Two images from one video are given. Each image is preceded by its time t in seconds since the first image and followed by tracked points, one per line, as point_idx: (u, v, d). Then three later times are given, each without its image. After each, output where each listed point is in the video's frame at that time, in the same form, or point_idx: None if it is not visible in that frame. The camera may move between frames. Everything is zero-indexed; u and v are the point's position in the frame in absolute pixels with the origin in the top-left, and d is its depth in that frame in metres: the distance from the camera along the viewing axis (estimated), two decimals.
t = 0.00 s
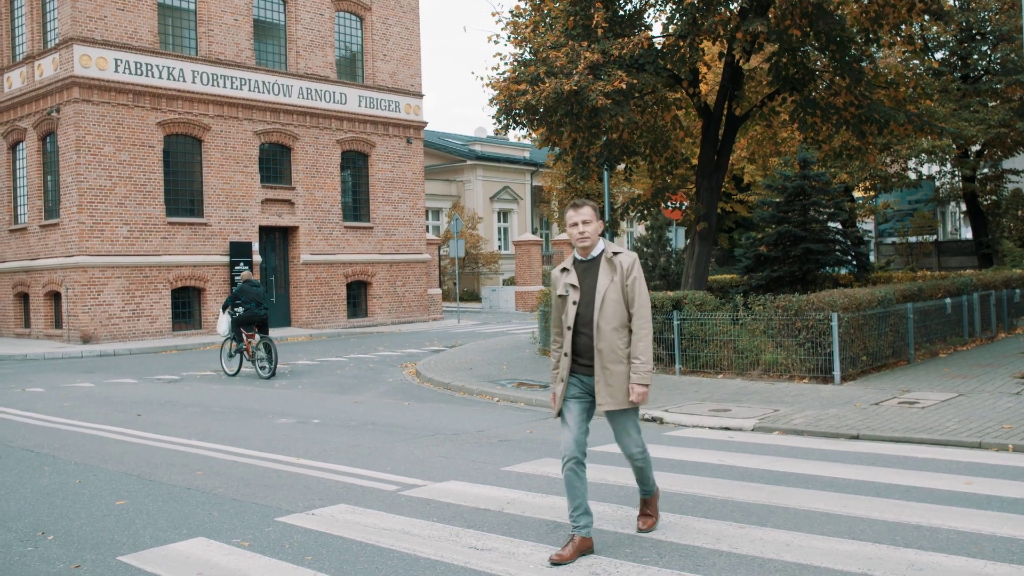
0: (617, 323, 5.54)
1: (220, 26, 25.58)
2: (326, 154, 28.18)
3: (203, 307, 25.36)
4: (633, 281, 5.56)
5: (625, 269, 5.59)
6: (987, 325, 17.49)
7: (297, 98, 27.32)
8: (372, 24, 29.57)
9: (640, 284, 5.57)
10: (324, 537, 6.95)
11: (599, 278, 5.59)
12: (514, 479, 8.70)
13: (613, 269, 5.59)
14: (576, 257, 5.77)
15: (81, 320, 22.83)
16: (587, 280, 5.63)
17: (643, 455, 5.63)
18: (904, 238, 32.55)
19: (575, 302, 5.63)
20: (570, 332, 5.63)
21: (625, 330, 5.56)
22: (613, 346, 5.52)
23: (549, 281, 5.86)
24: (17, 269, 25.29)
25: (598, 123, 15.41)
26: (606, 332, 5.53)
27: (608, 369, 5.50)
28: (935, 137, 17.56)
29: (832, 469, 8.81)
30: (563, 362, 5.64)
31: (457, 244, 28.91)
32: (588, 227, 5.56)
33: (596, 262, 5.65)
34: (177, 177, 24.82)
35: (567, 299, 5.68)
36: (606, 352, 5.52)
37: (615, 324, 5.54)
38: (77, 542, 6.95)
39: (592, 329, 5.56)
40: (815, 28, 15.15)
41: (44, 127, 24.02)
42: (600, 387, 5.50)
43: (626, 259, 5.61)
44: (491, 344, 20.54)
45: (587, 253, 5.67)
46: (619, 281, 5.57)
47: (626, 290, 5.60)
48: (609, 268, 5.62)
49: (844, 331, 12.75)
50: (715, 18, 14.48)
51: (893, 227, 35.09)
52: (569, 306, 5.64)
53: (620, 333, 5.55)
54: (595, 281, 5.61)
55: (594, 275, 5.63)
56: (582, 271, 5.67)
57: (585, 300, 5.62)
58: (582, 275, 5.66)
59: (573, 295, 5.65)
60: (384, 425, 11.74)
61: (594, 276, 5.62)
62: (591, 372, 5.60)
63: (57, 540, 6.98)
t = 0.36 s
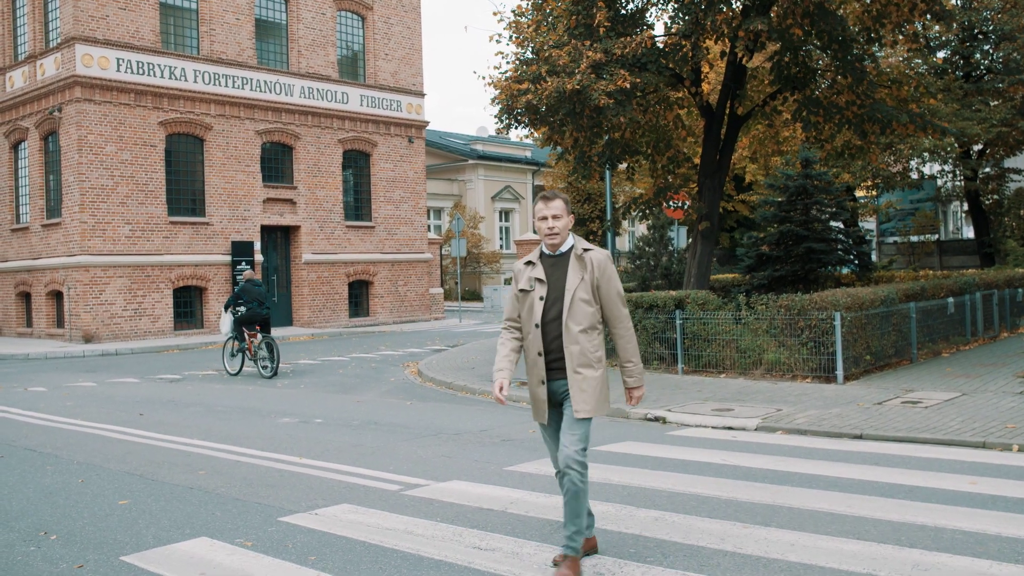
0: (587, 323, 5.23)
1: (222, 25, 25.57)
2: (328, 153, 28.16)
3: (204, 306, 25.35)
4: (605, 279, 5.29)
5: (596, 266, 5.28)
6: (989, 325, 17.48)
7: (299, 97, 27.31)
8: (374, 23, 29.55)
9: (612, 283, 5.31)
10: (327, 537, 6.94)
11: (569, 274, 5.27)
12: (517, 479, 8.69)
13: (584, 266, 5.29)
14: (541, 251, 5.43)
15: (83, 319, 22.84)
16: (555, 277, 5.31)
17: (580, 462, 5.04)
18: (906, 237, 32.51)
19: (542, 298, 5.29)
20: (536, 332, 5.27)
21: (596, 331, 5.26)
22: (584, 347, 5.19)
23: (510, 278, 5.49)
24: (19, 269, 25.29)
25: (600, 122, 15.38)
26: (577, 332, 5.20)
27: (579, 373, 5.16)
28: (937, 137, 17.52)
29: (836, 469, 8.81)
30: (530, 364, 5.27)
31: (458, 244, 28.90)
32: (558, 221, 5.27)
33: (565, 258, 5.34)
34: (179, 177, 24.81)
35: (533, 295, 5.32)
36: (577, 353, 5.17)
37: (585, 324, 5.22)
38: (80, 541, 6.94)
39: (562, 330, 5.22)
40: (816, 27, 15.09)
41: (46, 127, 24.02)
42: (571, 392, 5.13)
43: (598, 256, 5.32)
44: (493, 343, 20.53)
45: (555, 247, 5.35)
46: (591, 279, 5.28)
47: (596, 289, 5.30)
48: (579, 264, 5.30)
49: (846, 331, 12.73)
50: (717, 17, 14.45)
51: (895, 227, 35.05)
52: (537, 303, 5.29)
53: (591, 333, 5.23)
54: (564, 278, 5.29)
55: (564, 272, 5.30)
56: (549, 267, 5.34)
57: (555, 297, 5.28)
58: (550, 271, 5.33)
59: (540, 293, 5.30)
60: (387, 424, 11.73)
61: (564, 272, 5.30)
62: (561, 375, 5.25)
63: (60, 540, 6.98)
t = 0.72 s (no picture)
0: (565, 338, 4.67)
1: (237, 25, 25.66)
2: (342, 153, 28.21)
3: (219, 306, 25.44)
4: (588, 290, 4.70)
5: (580, 275, 4.71)
6: (1007, 325, 17.39)
7: (313, 97, 27.37)
8: (388, 23, 29.59)
9: (596, 295, 4.71)
10: (344, 537, 6.95)
11: (548, 282, 4.71)
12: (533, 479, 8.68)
13: (565, 273, 4.72)
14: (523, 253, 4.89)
15: (100, 319, 22.97)
16: (534, 284, 4.76)
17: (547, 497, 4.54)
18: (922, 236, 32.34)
19: (517, 306, 4.75)
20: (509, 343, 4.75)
21: (575, 347, 4.70)
22: (560, 364, 4.64)
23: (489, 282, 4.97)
24: (35, 269, 25.45)
25: (614, 122, 15.37)
26: (552, 347, 4.64)
27: (552, 393, 4.62)
28: (954, 136, 17.41)
29: (854, 469, 8.76)
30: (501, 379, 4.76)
31: (472, 243, 28.91)
32: (545, 221, 4.75)
33: (546, 263, 4.78)
34: (194, 177, 24.90)
35: (508, 302, 4.78)
36: (551, 370, 4.64)
37: (563, 339, 4.66)
38: (98, 540, 6.97)
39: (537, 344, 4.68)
40: (831, 26, 15.00)
41: (62, 127, 24.15)
42: (541, 414, 4.60)
43: (582, 263, 4.74)
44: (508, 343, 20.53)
45: (536, 251, 4.80)
46: (572, 288, 4.70)
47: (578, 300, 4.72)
48: (560, 270, 4.74)
49: (863, 331, 12.68)
50: (733, 15, 14.41)
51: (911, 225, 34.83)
52: (511, 312, 4.75)
53: (569, 349, 4.67)
54: (544, 286, 4.74)
55: (544, 278, 4.75)
56: (529, 272, 4.79)
57: (531, 307, 4.74)
58: (529, 276, 4.79)
59: (516, 300, 4.76)
60: (403, 424, 11.74)
61: (545, 279, 4.75)
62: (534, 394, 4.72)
63: (78, 539, 7.01)
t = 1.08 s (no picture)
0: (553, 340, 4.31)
1: (257, 27, 25.78)
2: (362, 154, 28.28)
3: (239, 306, 25.54)
4: (578, 288, 4.34)
5: (568, 273, 4.37)
6: None
7: (333, 99, 27.46)
8: (407, 24, 29.65)
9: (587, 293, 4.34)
10: (365, 537, 6.95)
11: (534, 281, 4.37)
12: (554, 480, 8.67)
13: (552, 272, 4.38)
14: (507, 252, 4.55)
15: (121, 319, 23.13)
16: (519, 284, 4.42)
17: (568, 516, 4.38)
18: (944, 237, 32.09)
19: (501, 309, 4.41)
20: (491, 348, 4.41)
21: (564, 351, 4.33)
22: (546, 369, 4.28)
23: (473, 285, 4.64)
24: (58, 270, 25.65)
25: (634, 122, 15.33)
26: (538, 350, 4.29)
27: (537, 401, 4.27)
28: (977, 136, 17.22)
29: (877, 471, 8.70)
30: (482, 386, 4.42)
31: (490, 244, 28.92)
32: (525, 216, 4.40)
33: (533, 261, 4.45)
34: (214, 178, 25.03)
35: (490, 306, 4.45)
36: (536, 375, 4.28)
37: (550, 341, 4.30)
38: (120, 540, 7.00)
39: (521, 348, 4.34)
40: (853, 25, 14.86)
41: (84, 129, 24.34)
42: (525, 424, 4.27)
43: (572, 259, 4.38)
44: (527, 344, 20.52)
45: (521, 249, 4.47)
46: (560, 286, 4.35)
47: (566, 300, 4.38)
48: (547, 269, 4.40)
49: (886, 332, 12.58)
50: (753, 15, 14.34)
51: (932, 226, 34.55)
52: (494, 315, 4.42)
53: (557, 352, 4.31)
54: (529, 285, 4.40)
55: (530, 277, 4.42)
56: (513, 271, 4.47)
57: (515, 308, 4.40)
58: (513, 276, 4.45)
59: (499, 302, 4.42)
60: (423, 425, 11.75)
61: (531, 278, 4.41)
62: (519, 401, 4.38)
63: (101, 538, 7.05)
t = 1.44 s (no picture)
0: (531, 356, 3.89)
1: (280, 29, 25.93)
2: (384, 155, 28.35)
3: (263, 308, 25.66)
4: (556, 297, 3.95)
5: (545, 280, 3.96)
6: None
7: (355, 100, 27.55)
8: (429, 26, 29.73)
9: (565, 302, 3.97)
10: (390, 539, 6.96)
11: (506, 291, 3.94)
12: (578, 482, 8.64)
13: (527, 280, 3.96)
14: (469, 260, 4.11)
15: (145, 320, 23.32)
16: (488, 295, 3.99)
17: (562, 542, 3.97)
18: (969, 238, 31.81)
19: (467, 324, 3.96)
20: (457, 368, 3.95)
21: (542, 366, 3.93)
22: (524, 388, 3.86)
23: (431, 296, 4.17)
24: (83, 271, 25.88)
25: (657, 123, 15.32)
26: (514, 368, 3.86)
27: (515, 424, 3.86)
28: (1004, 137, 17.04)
29: (906, 475, 8.62)
30: (449, 410, 3.97)
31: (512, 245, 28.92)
32: (491, 218, 4.02)
33: (502, 267, 4.02)
34: (238, 180, 25.17)
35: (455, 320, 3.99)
36: (514, 396, 3.86)
37: (528, 357, 3.88)
38: (146, 541, 7.04)
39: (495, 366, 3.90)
40: (878, 25, 14.74)
41: (109, 132, 24.55)
42: (502, 450, 3.84)
43: (546, 265, 3.99)
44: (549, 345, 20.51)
45: (487, 255, 4.04)
46: (536, 296, 3.94)
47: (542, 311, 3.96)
48: (520, 276, 3.98)
49: (912, 334, 12.48)
50: (777, 15, 14.29)
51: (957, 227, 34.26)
52: (461, 329, 3.96)
53: (536, 369, 3.90)
54: (500, 295, 3.97)
55: (500, 287, 3.99)
56: (480, 281, 4.02)
57: (484, 322, 3.96)
58: (480, 286, 4.01)
59: (467, 315, 3.97)
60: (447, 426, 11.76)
61: (501, 288, 3.98)
62: (492, 424, 3.96)
63: (128, 539, 7.08)
